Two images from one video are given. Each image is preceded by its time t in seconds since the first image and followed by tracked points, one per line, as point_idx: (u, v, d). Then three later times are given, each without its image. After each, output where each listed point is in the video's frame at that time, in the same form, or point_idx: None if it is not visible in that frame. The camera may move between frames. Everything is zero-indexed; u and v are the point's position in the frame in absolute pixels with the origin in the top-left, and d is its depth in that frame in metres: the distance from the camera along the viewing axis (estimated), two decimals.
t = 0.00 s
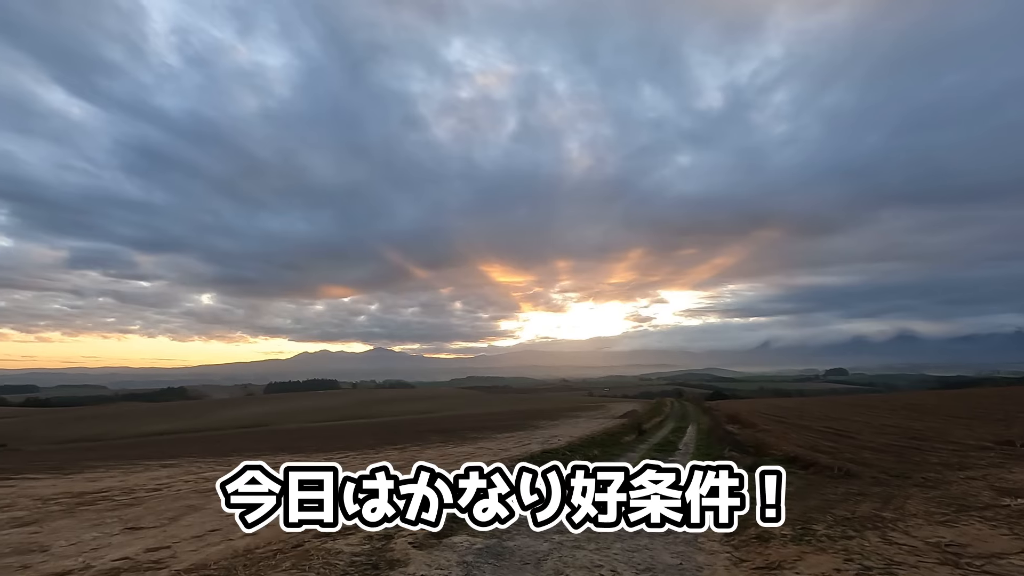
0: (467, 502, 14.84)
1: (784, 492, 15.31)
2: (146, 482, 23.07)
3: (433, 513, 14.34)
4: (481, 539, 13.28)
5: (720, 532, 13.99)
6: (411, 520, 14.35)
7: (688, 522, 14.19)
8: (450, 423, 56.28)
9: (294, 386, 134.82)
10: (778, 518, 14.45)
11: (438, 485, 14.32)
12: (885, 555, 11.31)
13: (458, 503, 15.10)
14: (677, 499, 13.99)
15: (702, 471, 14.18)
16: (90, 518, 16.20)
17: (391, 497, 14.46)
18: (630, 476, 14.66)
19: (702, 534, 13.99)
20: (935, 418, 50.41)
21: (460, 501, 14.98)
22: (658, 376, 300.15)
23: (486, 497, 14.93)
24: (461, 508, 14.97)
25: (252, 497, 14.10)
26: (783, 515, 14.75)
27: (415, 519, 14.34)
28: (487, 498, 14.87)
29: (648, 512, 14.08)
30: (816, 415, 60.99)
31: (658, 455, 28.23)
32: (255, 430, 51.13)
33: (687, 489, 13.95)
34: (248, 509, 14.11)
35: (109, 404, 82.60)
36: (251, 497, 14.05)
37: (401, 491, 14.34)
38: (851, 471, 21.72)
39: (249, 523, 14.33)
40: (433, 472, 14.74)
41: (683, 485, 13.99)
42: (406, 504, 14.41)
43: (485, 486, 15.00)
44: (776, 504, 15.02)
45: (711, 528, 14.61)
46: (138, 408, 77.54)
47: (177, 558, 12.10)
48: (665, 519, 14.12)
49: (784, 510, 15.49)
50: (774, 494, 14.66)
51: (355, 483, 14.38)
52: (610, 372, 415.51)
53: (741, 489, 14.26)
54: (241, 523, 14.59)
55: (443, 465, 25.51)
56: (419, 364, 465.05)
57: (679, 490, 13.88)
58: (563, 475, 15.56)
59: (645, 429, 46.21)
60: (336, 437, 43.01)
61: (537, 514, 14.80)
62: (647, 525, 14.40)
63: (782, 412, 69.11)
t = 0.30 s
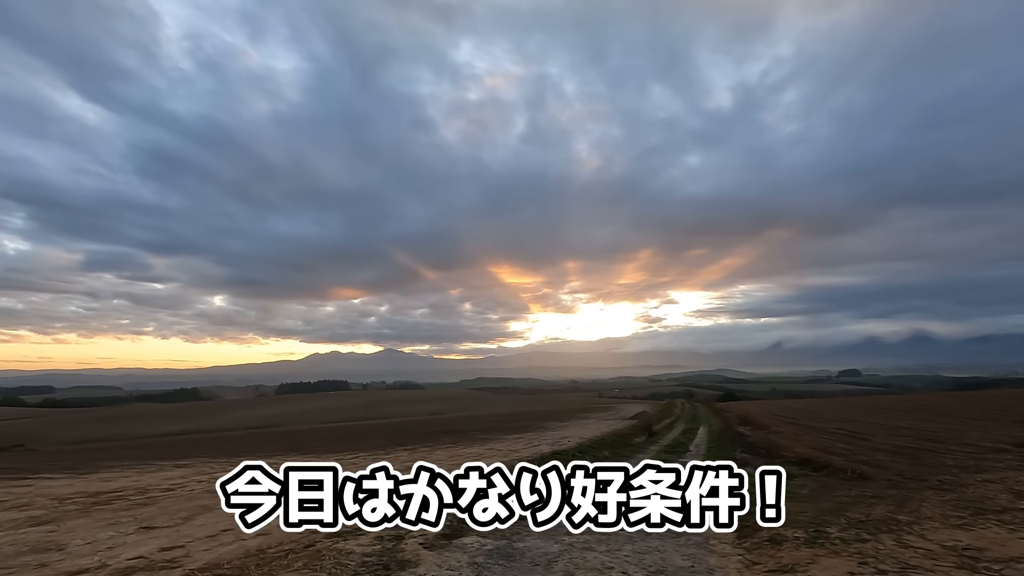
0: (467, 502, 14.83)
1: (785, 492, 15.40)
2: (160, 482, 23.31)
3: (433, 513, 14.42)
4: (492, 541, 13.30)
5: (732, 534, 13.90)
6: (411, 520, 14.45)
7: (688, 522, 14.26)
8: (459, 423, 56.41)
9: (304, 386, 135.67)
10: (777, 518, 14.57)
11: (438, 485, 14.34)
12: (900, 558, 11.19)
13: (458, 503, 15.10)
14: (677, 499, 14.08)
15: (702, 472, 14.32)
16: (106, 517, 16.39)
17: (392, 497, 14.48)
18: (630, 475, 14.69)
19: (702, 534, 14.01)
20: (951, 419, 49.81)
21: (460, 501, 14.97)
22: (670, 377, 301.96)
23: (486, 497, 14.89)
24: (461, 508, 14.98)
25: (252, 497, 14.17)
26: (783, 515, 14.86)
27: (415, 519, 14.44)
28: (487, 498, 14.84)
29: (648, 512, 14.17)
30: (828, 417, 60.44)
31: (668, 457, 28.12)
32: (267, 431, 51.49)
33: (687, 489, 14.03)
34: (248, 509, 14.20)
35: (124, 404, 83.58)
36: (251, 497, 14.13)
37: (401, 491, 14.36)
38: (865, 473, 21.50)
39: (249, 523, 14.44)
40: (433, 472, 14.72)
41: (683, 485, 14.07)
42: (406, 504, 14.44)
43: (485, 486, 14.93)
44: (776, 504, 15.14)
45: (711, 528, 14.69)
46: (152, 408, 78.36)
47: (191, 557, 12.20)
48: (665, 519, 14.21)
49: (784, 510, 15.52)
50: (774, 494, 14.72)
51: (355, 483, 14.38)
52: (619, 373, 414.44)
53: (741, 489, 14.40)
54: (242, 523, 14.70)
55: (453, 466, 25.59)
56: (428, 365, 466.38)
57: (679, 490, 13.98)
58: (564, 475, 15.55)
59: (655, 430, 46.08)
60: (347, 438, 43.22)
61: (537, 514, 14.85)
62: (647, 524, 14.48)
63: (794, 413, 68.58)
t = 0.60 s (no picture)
0: (467, 502, 14.81)
1: (785, 492, 15.49)
2: (175, 482, 23.57)
3: (433, 513, 14.51)
4: (503, 541, 13.31)
5: (745, 536, 13.79)
6: (411, 520, 14.55)
7: (688, 522, 14.22)
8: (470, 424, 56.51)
9: (316, 387, 136.58)
10: (777, 518, 14.64)
11: (438, 485, 14.36)
12: (917, 561, 11.06)
13: (458, 504, 15.08)
14: (677, 499, 14.09)
15: (702, 471, 14.27)
16: (122, 515, 16.60)
17: (391, 497, 14.51)
18: (630, 475, 14.62)
19: (702, 534, 13.96)
20: (967, 421, 49.18)
21: (460, 501, 14.94)
22: (683, 377, 302.38)
23: (486, 497, 14.87)
24: (461, 508, 14.96)
25: (252, 497, 14.27)
26: (783, 515, 14.92)
27: (416, 519, 14.55)
28: (487, 498, 14.83)
29: (648, 512, 14.21)
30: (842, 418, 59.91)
31: (680, 458, 28.01)
32: (279, 431, 51.89)
33: (687, 489, 14.04)
34: (248, 509, 14.30)
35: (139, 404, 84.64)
36: (251, 497, 14.23)
37: (401, 491, 14.40)
38: (880, 475, 21.27)
39: (249, 523, 14.54)
40: (433, 472, 14.75)
41: (683, 485, 14.09)
42: (406, 504, 14.49)
43: (485, 486, 14.87)
44: (776, 504, 15.20)
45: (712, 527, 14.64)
46: (167, 408, 79.25)
47: (205, 556, 12.32)
48: (664, 519, 14.24)
49: (784, 510, 15.63)
50: (774, 494, 14.82)
51: (355, 483, 14.40)
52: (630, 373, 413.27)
53: (741, 489, 14.33)
54: (242, 522, 14.81)
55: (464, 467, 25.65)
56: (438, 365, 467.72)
57: (679, 490, 14.01)
58: (564, 474, 15.47)
59: (666, 431, 45.91)
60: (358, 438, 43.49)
61: (537, 514, 14.85)
62: (647, 524, 14.54)
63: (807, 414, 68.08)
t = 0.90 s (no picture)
0: (467, 502, 14.81)
1: (784, 493, 15.78)
2: (190, 480, 23.84)
3: (433, 513, 14.57)
4: (515, 541, 13.32)
5: (759, 537, 13.69)
6: (411, 520, 14.58)
7: (688, 522, 14.29)
8: (482, 424, 56.55)
9: (328, 387, 137.31)
10: (777, 518, 14.91)
11: (438, 485, 14.46)
12: (935, 564, 10.94)
13: (458, 504, 15.08)
14: (677, 499, 14.17)
15: (702, 472, 14.46)
16: (138, 513, 16.81)
17: (392, 497, 14.60)
18: (630, 476, 14.66)
19: (703, 534, 13.99)
20: (985, 422, 48.51)
21: (460, 501, 14.94)
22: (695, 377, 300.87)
23: (486, 497, 14.90)
24: (461, 508, 14.95)
25: (252, 497, 14.35)
26: (783, 515, 15.19)
27: (415, 519, 14.61)
28: (487, 498, 14.87)
29: (648, 512, 14.28)
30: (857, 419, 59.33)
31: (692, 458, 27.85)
32: (292, 431, 52.19)
33: (687, 489, 14.13)
34: (248, 509, 14.38)
35: (155, 404, 85.54)
36: (251, 497, 14.31)
37: (401, 491, 14.51)
38: (896, 476, 21.01)
39: (249, 523, 14.62)
40: (433, 472, 14.83)
41: (683, 485, 14.17)
42: (406, 504, 14.58)
43: (485, 486, 14.90)
44: (776, 505, 15.49)
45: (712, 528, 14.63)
46: (182, 408, 80.02)
47: (221, 554, 12.45)
48: (665, 519, 14.32)
49: (784, 510, 15.88)
50: (774, 494, 15.16)
51: (355, 483, 14.49)
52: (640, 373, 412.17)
53: (741, 489, 14.42)
54: (242, 523, 14.88)
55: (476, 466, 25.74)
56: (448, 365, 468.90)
57: (679, 489, 14.10)
58: (564, 475, 15.51)
59: (679, 431, 45.70)
60: (371, 438, 43.70)
61: (536, 514, 14.83)
62: (647, 524, 14.59)
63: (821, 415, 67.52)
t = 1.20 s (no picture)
0: (467, 502, 14.84)
1: (785, 493, 15.99)
2: (204, 479, 24.05)
3: (433, 513, 14.62)
4: (526, 541, 13.32)
5: (773, 539, 13.59)
6: (411, 520, 14.63)
7: (688, 522, 14.31)
8: (492, 424, 56.55)
9: (339, 387, 137.90)
10: (777, 518, 15.05)
11: (438, 485, 14.58)
12: (953, 567, 10.80)
13: (458, 503, 15.14)
14: (677, 499, 14.21)
15: (702, 472, 14.42)
16: (154, 512, 17.01)
17: (391, 497, 14.66)
18: (630, 475, 14.69)
19: (703, 534, 14.01)
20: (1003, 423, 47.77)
21: (460, 501, 15.00)
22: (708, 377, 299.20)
23: (486, 497, 14.90)
24: (461, 508, 14.99)
25: (252, 497, 14.39)
26: (783, 515, 15.33)
27: (416, 519, 14.63)
28: (487, 498, 14.86)
29: (648, 512, 14.30)
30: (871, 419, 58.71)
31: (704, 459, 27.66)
32: (304, 431, 52.45)
33: (687, 489, 14.18)
34: (248, 509, 14.40)
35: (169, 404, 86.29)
36: (251, 497, 14.35)
37: (401, 490, 14.60)
38: (913, 478, 20.70)
39: (249, 523, 14.60)
40: (433, 472, 14.93)
41: (683, 485, 14.23)
42: (406, 504, 14.65)
43: (485, 486, 14.93)
44: (776, 505, 15.68)
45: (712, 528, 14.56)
46: (196, 407, 80.68)
47: (235, 552, 12.57)
48: (664, 519, 14.37)
49: (783, 509, 16.11)
50: (774, 494, 15.39)
51: (355, 483, 14.55)
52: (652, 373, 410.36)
53: (741, 489, 14.36)
54: (242, 523, 14.84)
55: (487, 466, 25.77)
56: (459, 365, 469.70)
57: (679, 489, 14.15)
58: (564, 475, 15.59)
59: (691, 432, 45.43)
60: (382, 437, 43.86)
61: (537, 514, 14.80)
62: (647, 524, 14.63)
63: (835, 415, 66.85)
